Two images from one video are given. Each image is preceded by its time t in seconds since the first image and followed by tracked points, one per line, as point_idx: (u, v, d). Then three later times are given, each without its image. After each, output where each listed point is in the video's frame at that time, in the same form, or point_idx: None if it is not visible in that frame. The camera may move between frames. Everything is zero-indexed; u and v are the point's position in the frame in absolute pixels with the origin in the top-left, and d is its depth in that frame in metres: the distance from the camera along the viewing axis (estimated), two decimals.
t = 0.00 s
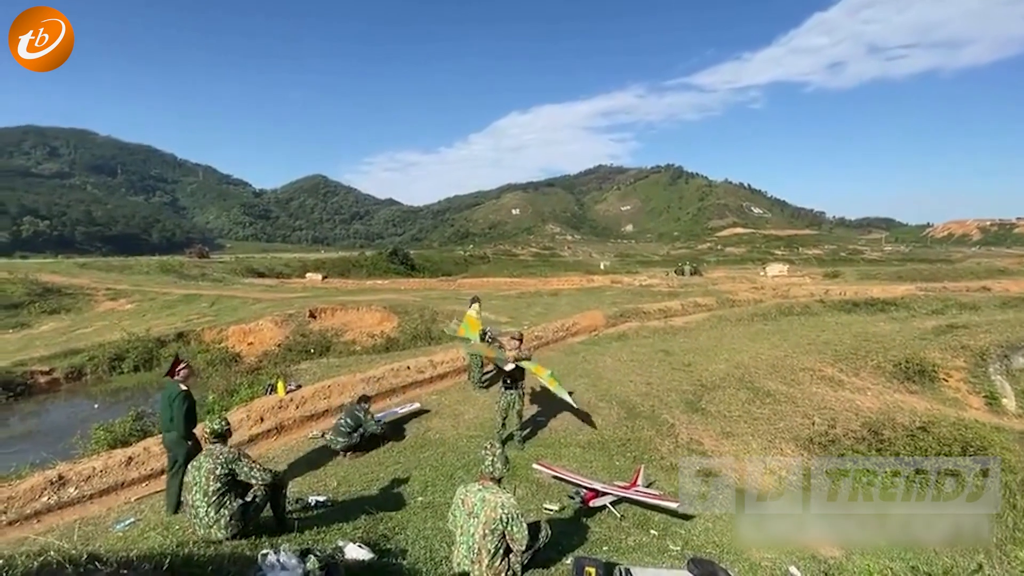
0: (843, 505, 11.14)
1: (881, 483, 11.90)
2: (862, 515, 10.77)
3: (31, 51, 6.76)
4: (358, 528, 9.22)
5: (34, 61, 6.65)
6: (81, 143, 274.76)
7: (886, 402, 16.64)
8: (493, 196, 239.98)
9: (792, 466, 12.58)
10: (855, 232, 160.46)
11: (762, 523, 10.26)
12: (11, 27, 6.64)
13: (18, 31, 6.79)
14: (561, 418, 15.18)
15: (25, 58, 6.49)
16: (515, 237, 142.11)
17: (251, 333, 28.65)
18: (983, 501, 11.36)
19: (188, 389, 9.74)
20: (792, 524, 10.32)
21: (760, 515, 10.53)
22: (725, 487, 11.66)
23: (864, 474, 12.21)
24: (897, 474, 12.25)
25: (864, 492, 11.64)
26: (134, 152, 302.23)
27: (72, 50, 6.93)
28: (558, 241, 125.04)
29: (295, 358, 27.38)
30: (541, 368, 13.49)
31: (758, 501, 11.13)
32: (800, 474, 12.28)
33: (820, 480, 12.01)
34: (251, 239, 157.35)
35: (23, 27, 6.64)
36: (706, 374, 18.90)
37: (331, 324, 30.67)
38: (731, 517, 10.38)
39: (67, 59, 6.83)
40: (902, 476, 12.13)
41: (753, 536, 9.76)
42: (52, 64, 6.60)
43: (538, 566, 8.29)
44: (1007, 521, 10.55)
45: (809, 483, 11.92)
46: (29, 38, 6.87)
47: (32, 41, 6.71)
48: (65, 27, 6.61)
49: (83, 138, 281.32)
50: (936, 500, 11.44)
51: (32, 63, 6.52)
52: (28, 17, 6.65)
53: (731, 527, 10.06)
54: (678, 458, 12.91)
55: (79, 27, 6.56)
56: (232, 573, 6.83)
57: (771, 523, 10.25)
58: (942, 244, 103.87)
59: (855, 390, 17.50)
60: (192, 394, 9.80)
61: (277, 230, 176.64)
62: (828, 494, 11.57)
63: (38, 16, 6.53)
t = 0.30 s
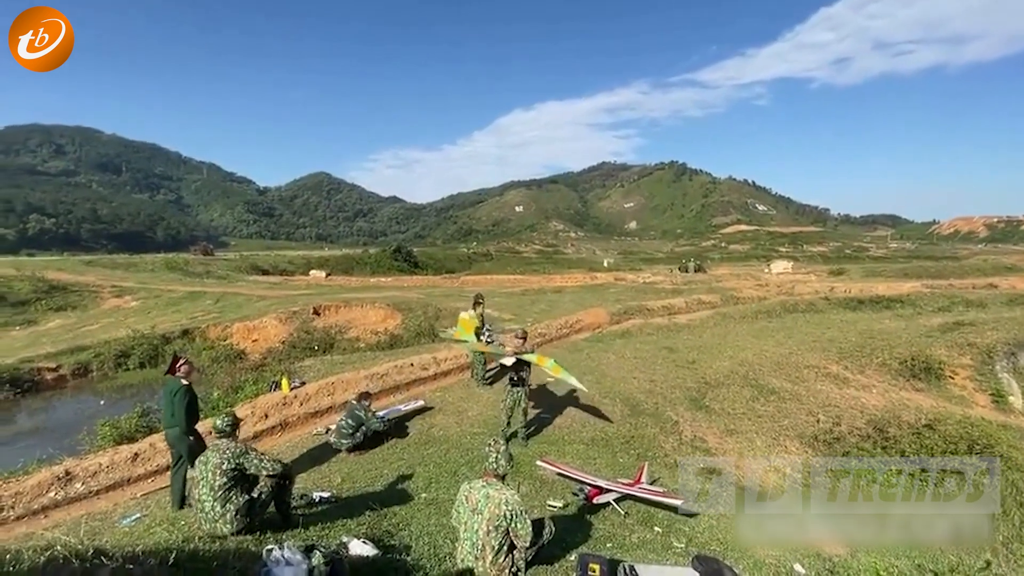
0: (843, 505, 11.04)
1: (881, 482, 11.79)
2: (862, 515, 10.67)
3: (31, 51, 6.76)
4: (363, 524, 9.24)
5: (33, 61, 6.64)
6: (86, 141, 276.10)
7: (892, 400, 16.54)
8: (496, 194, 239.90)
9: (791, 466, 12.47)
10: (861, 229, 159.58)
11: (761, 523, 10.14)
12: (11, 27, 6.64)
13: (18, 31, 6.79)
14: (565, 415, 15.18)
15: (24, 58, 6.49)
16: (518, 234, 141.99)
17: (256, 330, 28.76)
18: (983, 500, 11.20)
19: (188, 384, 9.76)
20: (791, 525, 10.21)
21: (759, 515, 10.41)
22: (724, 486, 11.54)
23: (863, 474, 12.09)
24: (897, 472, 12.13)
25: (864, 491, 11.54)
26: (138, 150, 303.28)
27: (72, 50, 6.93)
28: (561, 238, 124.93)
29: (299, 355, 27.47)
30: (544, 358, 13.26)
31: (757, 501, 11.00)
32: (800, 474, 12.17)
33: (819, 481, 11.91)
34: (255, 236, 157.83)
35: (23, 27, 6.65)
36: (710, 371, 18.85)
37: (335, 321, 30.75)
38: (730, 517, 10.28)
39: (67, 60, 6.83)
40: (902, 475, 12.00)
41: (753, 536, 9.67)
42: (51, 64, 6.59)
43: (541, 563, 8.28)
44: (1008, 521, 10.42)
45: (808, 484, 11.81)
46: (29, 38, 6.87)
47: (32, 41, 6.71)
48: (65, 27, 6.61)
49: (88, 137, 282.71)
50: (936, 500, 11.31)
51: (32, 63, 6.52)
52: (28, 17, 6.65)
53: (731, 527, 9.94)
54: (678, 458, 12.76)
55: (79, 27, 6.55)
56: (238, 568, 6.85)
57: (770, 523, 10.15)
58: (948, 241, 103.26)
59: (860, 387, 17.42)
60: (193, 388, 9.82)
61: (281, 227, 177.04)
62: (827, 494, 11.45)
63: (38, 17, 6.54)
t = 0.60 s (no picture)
0: (843, 505, 10.99)
1: (881, 483, 11.73)
2: (862, 515, 10.63)
3: (32, 51, 6.78)
4: (367, 520, 9.29)
5: (34, 61, 6.65)
6: (91, 139, 277.24)
7: (896, 398, 16.46)
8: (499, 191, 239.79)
9: (791, 465, 12.41)
10: (865, 226, 158.77)
11: (761, 523, 10.07)
12: (11, 28, 6.66)
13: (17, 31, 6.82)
14: (568, 413, 15.20)
15: (24, 58, 6.50)
16: (521, 232, 142.00)
17: (260, 327, 28.87)
18: (983, 500, 11.10)
19: (196, 382, 9.83)
20: (791, 525, 10.14)
21: (759, 515, 10.35)
22: (724, 486, 11.46)
23: (864, 475, 12.03)
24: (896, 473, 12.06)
25: (864, 492, 11.48)
26: (142, 148, 304.35)
27: (73, 51, 6.96)
28: (565, 235, 124.78)
29: (303, 352, 27.57)
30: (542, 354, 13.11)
31: (756, 501, 10.94)
32: (800, 475, 12.09)
33: (819, 481, 11.83)
34: (259, 234, 158.29)
35: (23, 27, 6.66)
36: (713, 369, 18.83)
37: (339, 319, 30.85)
38: (731, 517, 10.21)
39: (67, 60, 6.85)
40: (903, 475, 11.95)
41: (752, 536, 9.61)
42: (51, 64, 6.61)
43: (545, 560, 8.30)
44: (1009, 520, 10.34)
45: (808, 484, 11.73)
46: (29, 39, 6.91)
47: (32, 41, 6.73)
48: (65, 27, 6.63)
49: (93, 135, 283.94)
50: (936, 499, 11.24)
51: (32, 63, 6.53)
52: (28, 17, 6.67)
53: (731, 527, 9.88)
54: (677, 458, 12.67)
55: (79, 27, 6.57)
56: (244, 563, 6.90)
57: (770, 522, 10.10)
58: (953, 238, 102.63)
59: (864, 385, 17.35)
60: (200, 386, 9.90)
61: (284, 225, 177.50)
62: (827, 495, 11.38)
63: (38, 17, 6.57)
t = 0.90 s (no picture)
0: (843, 506, 10.95)
1: (881, 484, 11.70)
2: (863, 515, 10.60)
3: (32, 51, 6.81)
4: (371, 518, 9.35)
5: (34, 61, 6.69)
6: (96, 138, 278.34)
7: (901, 397, 16.41)
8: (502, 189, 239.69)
9: (790, 466, 12.36)
10: (870, 224, 158.02)
11: (761, 524, 10.04)
12: (11, 28, 6.70)
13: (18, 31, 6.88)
14: (570, 411, 15.22)
15: (24, 58, 6.54)
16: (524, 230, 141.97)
17: (264, 325, 28.98)
18: (983, 500, 11.04)
19: (206, 381, 9.93)
20: (791, 525, 10.11)
21: (759, 515, 10.32)
22: (724, 485, 11.43)
23: (863, 475, 12.01)
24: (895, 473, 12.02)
25: (864, 492, 11.46)
26: (146, 147, 305.27)
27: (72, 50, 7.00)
28: (568, 233, 124.59)
29: (307, 350, 27.65)
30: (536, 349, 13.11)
31: (756, 500, 10.91)
32: (800, 475, 12.05)
33: (819, 481, 11.79)
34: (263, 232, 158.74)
35: (23, 27, 6.70)
36: (717, 367, 18.81)
37: (342, 317, 30.94)
38: (731, 517, 10.18)
39: (66, 59, 6.88)
40: (903, 475, 11.92)
41: (752, 536, 9.59)
42: (50, 63, 6.64)
43: (547, 558, 8.32)
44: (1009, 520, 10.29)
45: (808, 484, 11.70)
46: (29, 39, 6.96)
47: (33, 41, 6.77)
48: (65, 27, 6.65)
49: (98, 134, 285.08)
50: (935, 500, 11.20)
51: (32, 63, 6.57)
52: (28, 17, 6.70)
53: (731, 526, 9.85)
54: (678, 458, 12.63)
55: (79, 27, 6.59)
56: (249, 560, 6.96)
57: (770, 523, 10.07)
58: (959, 236, 102.03)
59: (868, 384, 17.30)
60: (209, 385, 10.00)
61: (288, 223, 177.95)
62: (827, 495, 11.35)
63: (38, 17, 6.60)
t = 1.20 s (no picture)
0: (843, 505, 10.94)
1: (881, 484, 11.68)
2: (862, 515, 10.59)
3: (32, 51, 6.79)
4: (374, 515, 9.39)
5: (34, 62, 6.69)
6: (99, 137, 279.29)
7: (904, 396, 16.36)
8: (505, 188, 239.61)
9: (790, 465, 12.34)
10: (874, 222, 157.38)
11: (761, 524, 10.02)
12: (11, 28, 6.67)
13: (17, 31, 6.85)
14: (573, 409, 15.22)
15: (24, 58, 6.53)
16: (527, 228, 141.90)
17: (267, 323, 29.09)
18: (983, 500, 11.01)
19: (205, 379, 9.95)
20: (791, 525, 10.09)
21: (759, 515, 10.30)
22: (724, 485, 11.41)
23: (863, 475, 12.00)
24: (895, 473, 12.00)
25: (864, 492, 11.44)
26: (150, 146, 306.23)
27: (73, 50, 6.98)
28: (570, 232, 124.51)
29: (310, 349, 27.73)
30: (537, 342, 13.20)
31: (756, 500, 10.89)
32: (799, 475, 12.04)
33: (819, 481, 11.77)
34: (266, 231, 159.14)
35: (23, 27, 6.68)
36: (719, 366, 18.80)
37: (345, 315, 31.01)
38: (731, 516, 10.16)
39: (67, 59, 6.87)
40: (904, 475, 11.90)
41: (752, 535, 9.56)
42: (50, 63, 6.64)
43: (550, 555, 8.33)
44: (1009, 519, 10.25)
45: (808, 484, 11.69)
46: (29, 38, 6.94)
47: (33, 41, 6.75)
48: (65, 27, 6.64)
49: (101, 133, 286.03)
50: (935, 500, 11.18)
51: (32, 63, 6.56)
52: (28, 17, 6.69)
53: (731, 525, 9.83)
54: (679, 458, 12.60)
55: (78, 27, 6.59)
56: (253, 556, 7.00)
57: (771, 523, 10.05)
58: (964, 235, 101.48)
59: (871, 383, 17.27)
60: (209, 384, 10.02)
61: (290, 222, 178.27)
62: (827, 494, 11.33)
63: (38, 17, 6.60)
